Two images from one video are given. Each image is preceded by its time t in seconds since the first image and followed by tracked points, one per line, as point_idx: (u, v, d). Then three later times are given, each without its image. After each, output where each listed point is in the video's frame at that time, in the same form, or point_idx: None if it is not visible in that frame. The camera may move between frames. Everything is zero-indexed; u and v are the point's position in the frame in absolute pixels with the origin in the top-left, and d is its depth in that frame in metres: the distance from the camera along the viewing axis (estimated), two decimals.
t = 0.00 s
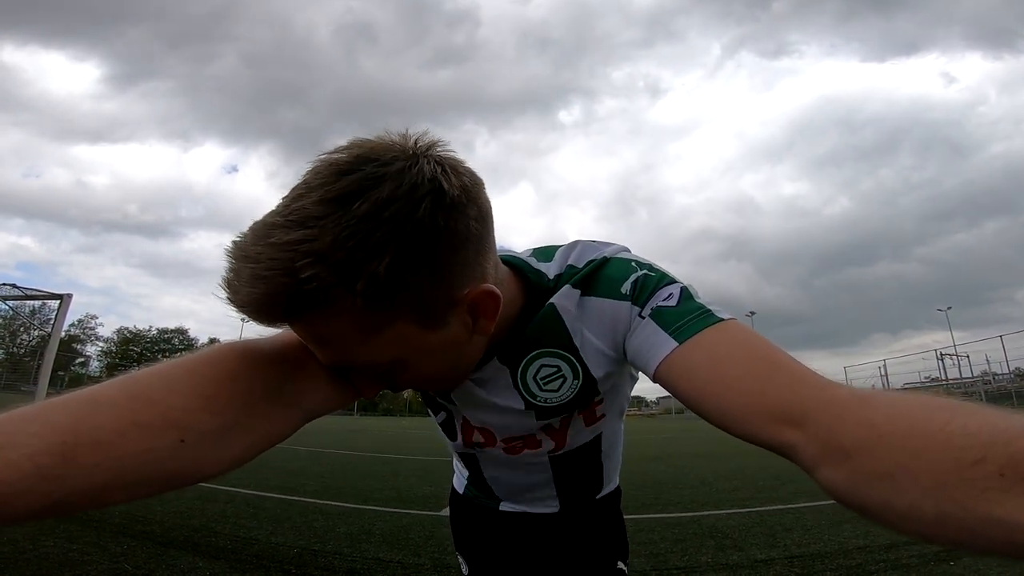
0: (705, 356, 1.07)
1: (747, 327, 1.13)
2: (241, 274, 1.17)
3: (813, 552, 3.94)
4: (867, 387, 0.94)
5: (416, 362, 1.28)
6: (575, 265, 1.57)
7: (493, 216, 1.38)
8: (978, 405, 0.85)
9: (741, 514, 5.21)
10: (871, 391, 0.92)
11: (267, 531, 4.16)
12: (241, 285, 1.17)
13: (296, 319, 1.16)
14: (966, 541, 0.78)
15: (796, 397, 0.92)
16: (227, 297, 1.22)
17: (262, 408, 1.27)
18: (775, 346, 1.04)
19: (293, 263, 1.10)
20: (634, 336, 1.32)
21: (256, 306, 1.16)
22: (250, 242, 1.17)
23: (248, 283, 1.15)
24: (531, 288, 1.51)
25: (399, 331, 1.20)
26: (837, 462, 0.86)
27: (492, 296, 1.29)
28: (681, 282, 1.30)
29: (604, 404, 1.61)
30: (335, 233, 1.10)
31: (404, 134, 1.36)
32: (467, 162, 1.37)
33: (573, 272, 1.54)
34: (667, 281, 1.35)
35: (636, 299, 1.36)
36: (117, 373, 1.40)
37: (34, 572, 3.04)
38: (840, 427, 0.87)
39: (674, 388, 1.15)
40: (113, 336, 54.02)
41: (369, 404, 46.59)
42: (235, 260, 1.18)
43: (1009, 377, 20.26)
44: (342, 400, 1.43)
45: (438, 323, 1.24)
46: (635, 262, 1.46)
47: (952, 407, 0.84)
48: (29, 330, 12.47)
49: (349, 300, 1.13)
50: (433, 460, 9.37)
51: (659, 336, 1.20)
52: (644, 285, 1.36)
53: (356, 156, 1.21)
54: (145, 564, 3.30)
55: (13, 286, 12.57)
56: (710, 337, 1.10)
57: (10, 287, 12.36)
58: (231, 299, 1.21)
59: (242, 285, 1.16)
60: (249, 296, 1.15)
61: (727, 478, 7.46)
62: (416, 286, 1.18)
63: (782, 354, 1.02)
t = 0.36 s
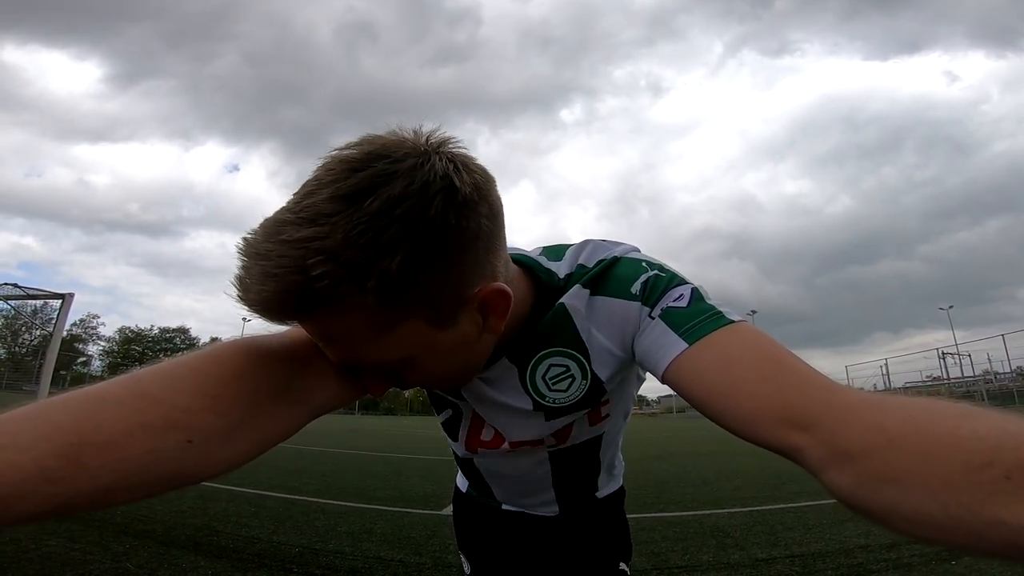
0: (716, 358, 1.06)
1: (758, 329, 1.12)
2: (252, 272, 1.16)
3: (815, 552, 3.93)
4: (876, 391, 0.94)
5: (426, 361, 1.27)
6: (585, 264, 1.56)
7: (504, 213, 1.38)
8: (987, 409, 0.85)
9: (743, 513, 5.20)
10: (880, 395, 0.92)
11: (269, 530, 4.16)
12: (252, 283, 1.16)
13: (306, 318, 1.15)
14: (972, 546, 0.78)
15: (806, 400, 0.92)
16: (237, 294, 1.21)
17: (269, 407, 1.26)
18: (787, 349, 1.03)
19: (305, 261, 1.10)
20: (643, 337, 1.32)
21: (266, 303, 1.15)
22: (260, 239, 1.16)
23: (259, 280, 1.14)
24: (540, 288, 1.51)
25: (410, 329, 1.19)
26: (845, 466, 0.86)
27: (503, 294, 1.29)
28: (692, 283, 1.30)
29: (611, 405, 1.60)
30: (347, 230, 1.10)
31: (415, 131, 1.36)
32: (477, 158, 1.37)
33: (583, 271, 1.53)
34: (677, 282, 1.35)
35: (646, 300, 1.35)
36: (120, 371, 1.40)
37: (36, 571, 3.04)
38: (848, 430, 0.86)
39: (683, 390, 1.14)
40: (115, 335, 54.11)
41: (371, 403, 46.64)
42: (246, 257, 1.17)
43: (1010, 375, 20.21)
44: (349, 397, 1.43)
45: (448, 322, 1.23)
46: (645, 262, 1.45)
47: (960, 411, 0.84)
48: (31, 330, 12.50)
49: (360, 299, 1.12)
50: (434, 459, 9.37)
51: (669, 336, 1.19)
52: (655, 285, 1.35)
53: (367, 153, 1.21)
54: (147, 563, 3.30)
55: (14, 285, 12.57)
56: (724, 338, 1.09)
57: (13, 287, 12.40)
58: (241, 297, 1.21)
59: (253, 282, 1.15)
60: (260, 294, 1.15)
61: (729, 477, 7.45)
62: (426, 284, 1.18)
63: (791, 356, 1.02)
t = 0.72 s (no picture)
0: (718, 358, 1.06)
1: (760, 329, 1.12)
2: (254, 268, 1.16)
3: (815, 551, 3.92)
4: (877, 392, 0.94)
5: (428, 359, 1.27)
6: (588, 264, 1.56)
7: (507, 211, 1.38)
8: (989, 410, 0.84)
9: (743, 513, 5.20)
10: (881, 396, 0.91)
11: (269, 530, 4.16)
12: (254, 280, 1.16)
13: (308, 315, 1.15)
14: (975, 547, 0.77)
15: (809, 401, 0.91)
16: (239, 291, 1.21)
17: (271, 405, 1.26)
18: (791, 351, 1.03)
19: (307, 258, 1.09)
20: (645, 337, 1.31)
21: (268, 301, 1.15)
22: (263, 236, 1.16)
23: (261, 277, 1.14)
24: (543, 287, 1.51)
25: (412, 326, 1.19)
26: (846, 466, 0.85)
27: (505, 292, 1.29)
28: (695, 283, 1.29)
29: (613, 405, 1.60)
30: (349, 227, 1.10)
31: (419, 127, 1.36)
32: (481, 155, 1.37)
33: (586, 270, 1.53)
34: (680, 281, 1.34)
35: (649, 299, 1.35)
36: (122, 370, 1.40)
37: (38, 571, 3.05)
38: (849, 431, 0.86)
39: (685, 390, 1.14)
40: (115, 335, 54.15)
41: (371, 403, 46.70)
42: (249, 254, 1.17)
43: (1011, 375, 20.19)
44: (352, 395, 1.43)
45: (451, 320, 1.23)
46: (648, 262, 1.45)
47: (964, 413, 0.83)
48: (32, 329, 12.52)
49: (362, 297, 1.12)
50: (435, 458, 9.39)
51: (672, 336, 1.19)
52: (658, 284, 1.35)
53: (370, 149, 1.21)
54: (148, 562, 3.30)
55: (14, 285, 12.55)
56: (727, 338, 1.09)
57: (13, 287, 12.42)
58: (244, 294, 1.20)
59: (256, 279, 1.15)
60: (262, 291, 1.15)
61: (729, 476, 7.46)
62: (428, 281, 1.17)
63: (792, 356, 1.02)
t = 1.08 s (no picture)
0: (719, 361, 1.06)
1: (763, 332, 1.12)
2: (259, 268, 1.16)
3: (816, 551, 3.92)
4: (878, 395, 0.94)
5: (432, 359, 1.27)
6: (591, 265, 1.56)
7: (512, 212, 1.38)
8: (989, 413, 0.84)
9: (743, 512, 5.20)
10: (881, 399, 0.92)
11: (270, 530, 4.16)
12: (259, 280, 1.16)
13: (312, 316, 1.15)
14: (975, 550, 0.77)
15: (809, 403, 0.91)
16: (243, 291, 1.21)
17: (273, 405, 1.26)
18: (792, 354, 1.03)
19: (312, 259, 1.09)
20: (647, 338, 1.31)
21: (273, 301, 1.15)
22: (268, 236, 1.16)
23: (267, 277, 1.14)
24: (545, 288, 1.50)
25: (415, 328, 1.19)
26: (846, 469, 0.85)
27: (509, 293, 1.28)
28: (698, 285, 1.29)
29: (614, 406, 1.60)
30: (354, 228, 1.09)
31: (424, 127, 1.36)
32: (486, 157, 1.37)
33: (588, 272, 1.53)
34: (683, 283, 1.34)
35: (651, 301, 1.35)
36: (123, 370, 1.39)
37: (38, 570, 3.05)
38: (851, 433, 0.86)
39: (685, 392, 1.14)
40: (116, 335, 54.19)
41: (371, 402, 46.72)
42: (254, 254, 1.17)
43: (1012, 374, 20.17)
44: (354, 395, 1.43)
45: (455, 321, 1.23)
46: (651, 263, 1.45)
47: (965, 416, 0.83)
48: (32, 329, 12.52)
49: (366, 298, 1.12)
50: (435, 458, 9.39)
51: (674, 338, 1.19)
52: (661, 286, 1.35)
53: (376, 150, 1.21)
54: (148, 562, 3.30)
55: (14, 285, 12.55)
56: (729, 340, 1.09)
57: (14, 287, 12.43)
58: (248, 294, 1.20)
59: (260, 279, 1.15)
60: (267, 291, 1.14)
61: (730, 475, 7.46)
62: (433, 283, 1.17)
63: (793, 359, 1.02)
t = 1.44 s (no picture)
0: (720, 358, 1.05)
1: (764, 328, 1.11)
2: (256, 267, 1.16)
3: (817, 551, 3.91)
4: (880, 392, 0.94)
5: (430, 356, 1.26)
6: (591, 261, 1.55)
7: (509, 208, 1.38)
8: (992, 410, 0.84)
9: (744, 513, 5.20)
10: (883, 396, 0.91)
11: (270, 530, 4.15)
12: (255, 278, 1.16)
13: (309, 313, 1.14)
14: (977, 548, 0.77)
15: (810, 401, 0.91)
16: (240, 290, 1.21)
17: (273, 405, 1.26)
18: (793, 351, 1.02)
19: (307, 256, 1.09)
20: (648, 335, 1.31)
21: (270, 299, 1.14)
22: (263, 234, 1.16)
23: (262, 275, 1.14)
24: (545, 285, 1.50)
25: (412, 324, 1.18)
26: (848, 467, 0.85)
27: (507, 288, 1.28)
28: (699, 282, 1.29)
29: (615, 404, 1.59)
30: (349, 225, 1.09)
31: (417, 125, 1.35)
32: (481, 153, 1.37)
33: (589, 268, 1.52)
34: (684, 279, 1.34)
35: (652, 297, 1.34)
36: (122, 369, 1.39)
37: (39, 570, 3.04)
38: (852, 431, 0.85)
39: (687, 389, 1.14)
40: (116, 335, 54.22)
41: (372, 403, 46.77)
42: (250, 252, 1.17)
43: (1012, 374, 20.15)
44: (354, 394, 1.42)
45: (453, 317, 1.22)
46: (652, 259, 1.44)
47: (967, 413, 0.83)
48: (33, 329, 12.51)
49: (361, 294, 1.11)
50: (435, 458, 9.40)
51: (676, 334, 1.18)
52: (661, 282, 1.35)
53: (370, 147, 1.20)
54: (149, 563, 3.29)
55: (14, 285, 12.55)
56: (729, 337, 1.09)
57: (15, 287, 12.44)
58: (245, 292, 1.20)
59: (256, 277, 1.15)
60: (263, 289, 1.14)
61: (730, 476, 7.45)
62: (428, 278, 1.17)
63: (795, 356, 1.01)
